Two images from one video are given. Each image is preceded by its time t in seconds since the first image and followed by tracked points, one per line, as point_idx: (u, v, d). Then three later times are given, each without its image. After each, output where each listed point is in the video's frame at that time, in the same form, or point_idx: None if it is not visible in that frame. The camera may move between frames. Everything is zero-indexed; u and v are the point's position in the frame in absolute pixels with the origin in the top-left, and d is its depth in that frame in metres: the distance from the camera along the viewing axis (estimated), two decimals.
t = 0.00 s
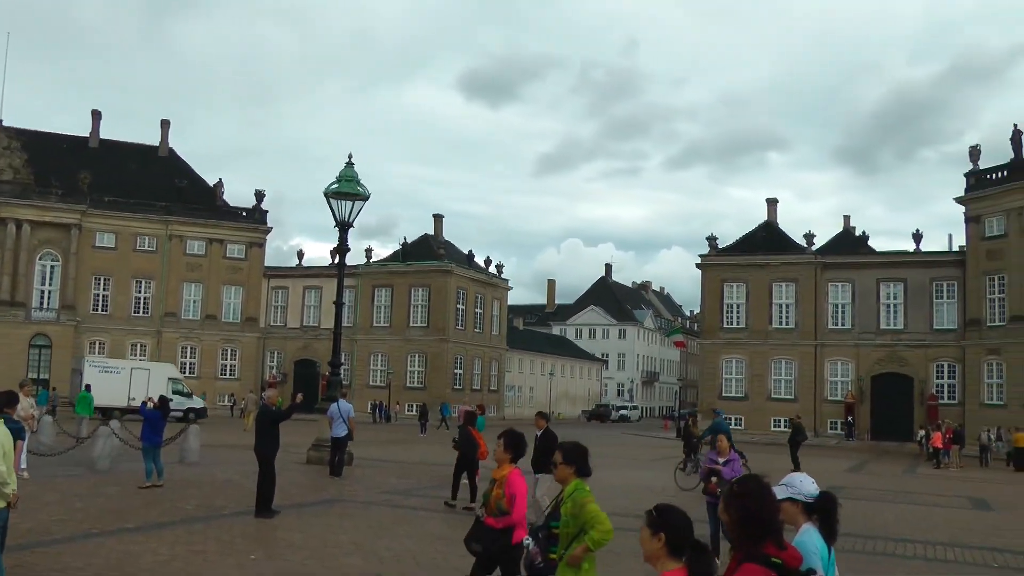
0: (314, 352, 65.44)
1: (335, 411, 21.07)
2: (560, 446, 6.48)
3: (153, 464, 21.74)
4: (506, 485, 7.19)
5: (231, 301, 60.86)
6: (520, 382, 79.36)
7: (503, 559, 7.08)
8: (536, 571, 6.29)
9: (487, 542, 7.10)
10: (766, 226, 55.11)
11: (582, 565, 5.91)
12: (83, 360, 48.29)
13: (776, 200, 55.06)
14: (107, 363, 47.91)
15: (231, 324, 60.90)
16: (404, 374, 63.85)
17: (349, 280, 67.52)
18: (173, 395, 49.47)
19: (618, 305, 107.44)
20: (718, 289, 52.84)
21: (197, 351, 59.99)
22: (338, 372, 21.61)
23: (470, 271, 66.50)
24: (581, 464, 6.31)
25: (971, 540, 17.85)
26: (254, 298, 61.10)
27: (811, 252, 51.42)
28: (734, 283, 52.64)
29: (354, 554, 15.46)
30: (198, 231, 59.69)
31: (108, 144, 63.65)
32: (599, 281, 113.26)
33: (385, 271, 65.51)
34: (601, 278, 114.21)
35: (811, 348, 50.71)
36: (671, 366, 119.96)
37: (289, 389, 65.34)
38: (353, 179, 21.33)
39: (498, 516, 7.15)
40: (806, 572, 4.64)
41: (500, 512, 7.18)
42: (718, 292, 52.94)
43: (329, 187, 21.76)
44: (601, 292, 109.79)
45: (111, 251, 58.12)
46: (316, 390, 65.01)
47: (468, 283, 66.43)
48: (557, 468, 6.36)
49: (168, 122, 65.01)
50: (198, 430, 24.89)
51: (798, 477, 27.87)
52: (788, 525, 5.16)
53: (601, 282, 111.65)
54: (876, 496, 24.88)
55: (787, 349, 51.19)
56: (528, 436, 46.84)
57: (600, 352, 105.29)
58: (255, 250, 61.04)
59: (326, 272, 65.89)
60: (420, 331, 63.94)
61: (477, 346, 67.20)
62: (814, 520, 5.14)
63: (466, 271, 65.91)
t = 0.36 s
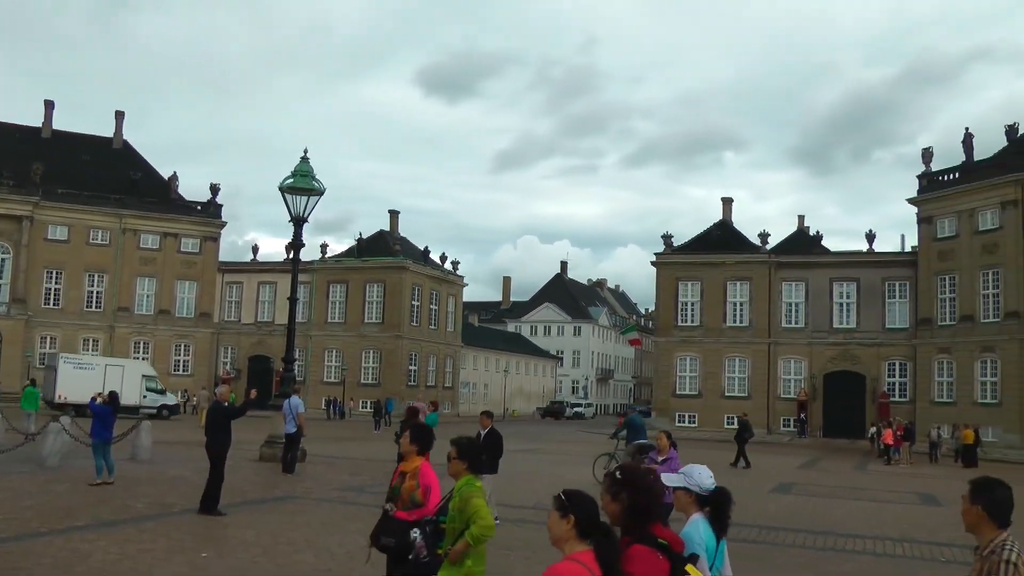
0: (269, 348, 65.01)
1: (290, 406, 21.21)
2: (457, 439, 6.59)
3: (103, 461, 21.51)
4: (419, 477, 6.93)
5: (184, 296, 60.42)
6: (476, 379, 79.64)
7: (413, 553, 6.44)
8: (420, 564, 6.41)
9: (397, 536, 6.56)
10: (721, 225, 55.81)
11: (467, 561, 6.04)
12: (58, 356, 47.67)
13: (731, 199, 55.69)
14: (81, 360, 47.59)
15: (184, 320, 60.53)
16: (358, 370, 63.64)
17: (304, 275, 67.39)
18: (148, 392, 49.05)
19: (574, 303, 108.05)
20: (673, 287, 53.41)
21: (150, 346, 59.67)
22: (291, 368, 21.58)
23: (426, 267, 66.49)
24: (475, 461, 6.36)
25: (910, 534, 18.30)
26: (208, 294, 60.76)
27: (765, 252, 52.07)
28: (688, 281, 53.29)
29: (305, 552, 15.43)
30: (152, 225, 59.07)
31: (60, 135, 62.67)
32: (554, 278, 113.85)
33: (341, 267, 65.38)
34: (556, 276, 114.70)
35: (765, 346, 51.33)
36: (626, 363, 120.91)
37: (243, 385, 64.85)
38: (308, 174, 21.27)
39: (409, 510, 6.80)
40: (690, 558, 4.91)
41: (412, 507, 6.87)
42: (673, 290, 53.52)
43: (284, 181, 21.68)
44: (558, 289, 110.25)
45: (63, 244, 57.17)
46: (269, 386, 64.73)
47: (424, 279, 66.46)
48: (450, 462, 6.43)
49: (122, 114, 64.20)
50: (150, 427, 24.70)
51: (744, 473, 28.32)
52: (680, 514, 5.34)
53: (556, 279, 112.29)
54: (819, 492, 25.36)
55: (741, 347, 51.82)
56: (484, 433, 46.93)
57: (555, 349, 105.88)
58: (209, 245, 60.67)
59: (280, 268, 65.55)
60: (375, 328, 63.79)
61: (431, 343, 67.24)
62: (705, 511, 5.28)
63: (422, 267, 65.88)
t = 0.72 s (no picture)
0: (216, 346, 64.39)
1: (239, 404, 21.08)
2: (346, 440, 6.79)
3: (45, 462, 21.17)
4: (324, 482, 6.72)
5: (132, 293, 59.81)
6: (424, 378, 80.28)
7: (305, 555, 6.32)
8: (316, 567, 6.33)
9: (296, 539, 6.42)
10: (671, 227, 56.47)
11: (368, 558, 6.27)
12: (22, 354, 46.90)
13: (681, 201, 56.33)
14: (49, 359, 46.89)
15: (133, 317, 59.93)
16: (306, 369, 63.39)
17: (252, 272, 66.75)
18: (115, 392, 48.49)
19: (524, 302, 108.64)
20: (621, 287, 53.78)
21: (98, 344, 58.91)
22: (240, 367, 21.51)
23: (376, 266, 66.43)
24: (366, 458, 6.52)
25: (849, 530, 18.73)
26: (156, 291, 60.39)
27: (714, 253, 52.78)
28: (638, 282, 53.72)
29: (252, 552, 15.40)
30: (100, 221, 58.26)
31: (4, 126, 61.40)
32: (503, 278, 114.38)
33: (290, 265, 64.91)
34: (506, 275, 114.95)
35: (713, 346, 52.01)
36: (575, 363, 121.93)
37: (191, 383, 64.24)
38: (257, 170, 21.17)
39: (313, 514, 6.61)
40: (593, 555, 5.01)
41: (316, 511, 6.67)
42: (622, 290, 53.89)
43: (233, 177, 21.57)
44: (507, 289, 110.55)
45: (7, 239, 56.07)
46: (217, 383, 64.23)
47: (374, 278, 66.40)
48: (342, 461, 6.61)
49: (68, 107, 63.14)
50: (95, 426, 24.42)
51: (687, 472, 28.75)
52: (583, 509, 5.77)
53: (506, 279, 112.89)
54: (764, 490, 25.79)
55: (689, 347, 52.39)
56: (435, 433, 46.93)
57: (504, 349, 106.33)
58: (157, 241, 60.27)
59: (228, 265, 64.98)
60: (324, 326, 63.55)
61: (379, 342, 67.23)
62: (608, 506, 5.73)
63: (370, 266, 65.78)
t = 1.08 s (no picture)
0: (151, 348, 63.55)
1: (173, 408, 20.85)
2: (224, 437, 6.98)
3: None
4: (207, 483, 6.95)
5: (64, 294, 58.82)
6: (360, 379, 80.78)
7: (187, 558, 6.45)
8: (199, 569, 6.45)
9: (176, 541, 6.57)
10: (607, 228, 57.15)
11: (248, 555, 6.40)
12: None
13: (617, 202, 57.04)
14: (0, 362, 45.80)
15: (64, 318, 58.96)
16: (242, 370, 62.91)
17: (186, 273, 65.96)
18: (68, 396, 48.05)
19: (461, 303, 109.14)
20: (558, 288, 54.37)
21: (28, 346, 57.77)
22: (174, 370, 21.34)
23: (310, 267, 66.10)
24: (240, 455, 6.75)
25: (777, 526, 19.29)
26: (88, 292, 59.38)
27: (650, 254, 53.55)
28: (573, 283, 54.33)
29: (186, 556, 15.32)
30: (31, 220, 57.08)
31: None
32: (440, 278, 114.71)
33: (225, 266, 64.32)
34: (444, 276, 115.11)
35: (649, 347, 52.78)
36: (512, 364, 122.84)
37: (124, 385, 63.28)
38: (192, 169, 21.08)
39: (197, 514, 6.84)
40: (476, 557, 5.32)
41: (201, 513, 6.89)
42: (558, 291, 54.44)
43: (169, 176, 21.44)
44: (445, 290, 110.75)
45: None
46: (150, 386, 63.46)
47: (308, 279, 66.12)
48: (220, 459, 6.79)
49: None
50: (24, 431, 24.06)
51: (616, 471, 29.25)
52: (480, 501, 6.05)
53: (442, 280, 113.24)
54: (699, 489, 26.32)
55: (625, 347, 53.16)
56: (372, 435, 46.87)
57: (440, 350, 106.63)
58: (90, 241, 59.14)
59: (164, 265, 64.18)
60: (259, 327, 63.11)
61: (315, 343, 67.16)
62: (505, 501, 6.04)
63: (306, 267, 65.53)
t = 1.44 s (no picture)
0: (89, 352, 62.25)
1: (110, 413, 20.59)
2: (121, 444, 6.89)
3: None
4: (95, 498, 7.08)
5: None
6: (300, 383, 80.09)
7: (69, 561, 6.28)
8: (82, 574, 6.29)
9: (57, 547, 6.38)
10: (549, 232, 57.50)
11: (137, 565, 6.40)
12: None
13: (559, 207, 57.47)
14: None
15: None
16: (182, 375, 61.96)
17: (126, 276, 64.78)
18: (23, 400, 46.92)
19: (403, 307, 108.90)
20: (499, 292, 54.48)
21: None
22: (112, 374, 20.93)
23: (251, 270, 65.34)
24: (140, 464, 6.63)
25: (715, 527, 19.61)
26: (24, 295, 57.90)
27: (592, 259, 54.00)
28: (515, 287, 54.49)
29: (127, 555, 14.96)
30: None
31: None
32: (381, 282, 114.28)
33: (165, 269, 63.28)
34: (385, 280, 114.61)
35: (590, 350, 53.23)
36: (452, 368, 122.89)
37: (61, 391, 61.81)
38: (132, 170, 20.78)
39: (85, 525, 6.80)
40: (367, 552, 5.60)
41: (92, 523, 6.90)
42: (499, 296, 54.55)
43: (107, 177, 21.09)
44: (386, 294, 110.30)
45: None
46: (88, 392, 62.05)
47: (249, 283, 65.35)
48: (118, 468, 6.71)
49: None
50: None
51: (554, 474, 29.54)
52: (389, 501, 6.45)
53: (384, 284, 112.85)
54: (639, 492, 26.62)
55: (566, 351, 53.52)
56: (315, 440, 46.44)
57: (381, 355, 106.20)
58: (26, 242, 57.74)
59: (101, 268, 62.89)
60: (200, 331, 62.25)
61: (256, 348, 66.46)
62: (412, 501, 6.43)
63: (248, 270, 64.82)
